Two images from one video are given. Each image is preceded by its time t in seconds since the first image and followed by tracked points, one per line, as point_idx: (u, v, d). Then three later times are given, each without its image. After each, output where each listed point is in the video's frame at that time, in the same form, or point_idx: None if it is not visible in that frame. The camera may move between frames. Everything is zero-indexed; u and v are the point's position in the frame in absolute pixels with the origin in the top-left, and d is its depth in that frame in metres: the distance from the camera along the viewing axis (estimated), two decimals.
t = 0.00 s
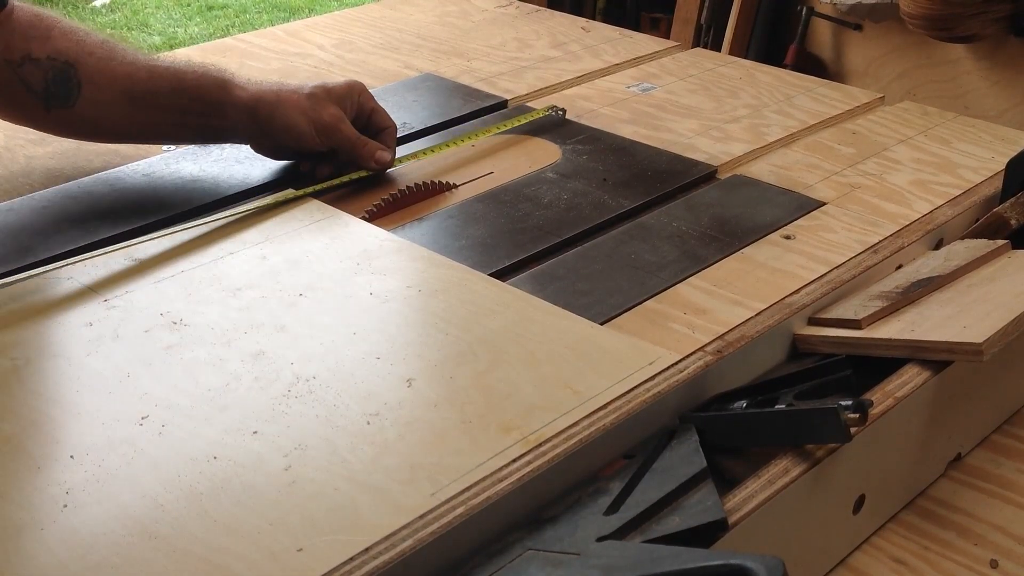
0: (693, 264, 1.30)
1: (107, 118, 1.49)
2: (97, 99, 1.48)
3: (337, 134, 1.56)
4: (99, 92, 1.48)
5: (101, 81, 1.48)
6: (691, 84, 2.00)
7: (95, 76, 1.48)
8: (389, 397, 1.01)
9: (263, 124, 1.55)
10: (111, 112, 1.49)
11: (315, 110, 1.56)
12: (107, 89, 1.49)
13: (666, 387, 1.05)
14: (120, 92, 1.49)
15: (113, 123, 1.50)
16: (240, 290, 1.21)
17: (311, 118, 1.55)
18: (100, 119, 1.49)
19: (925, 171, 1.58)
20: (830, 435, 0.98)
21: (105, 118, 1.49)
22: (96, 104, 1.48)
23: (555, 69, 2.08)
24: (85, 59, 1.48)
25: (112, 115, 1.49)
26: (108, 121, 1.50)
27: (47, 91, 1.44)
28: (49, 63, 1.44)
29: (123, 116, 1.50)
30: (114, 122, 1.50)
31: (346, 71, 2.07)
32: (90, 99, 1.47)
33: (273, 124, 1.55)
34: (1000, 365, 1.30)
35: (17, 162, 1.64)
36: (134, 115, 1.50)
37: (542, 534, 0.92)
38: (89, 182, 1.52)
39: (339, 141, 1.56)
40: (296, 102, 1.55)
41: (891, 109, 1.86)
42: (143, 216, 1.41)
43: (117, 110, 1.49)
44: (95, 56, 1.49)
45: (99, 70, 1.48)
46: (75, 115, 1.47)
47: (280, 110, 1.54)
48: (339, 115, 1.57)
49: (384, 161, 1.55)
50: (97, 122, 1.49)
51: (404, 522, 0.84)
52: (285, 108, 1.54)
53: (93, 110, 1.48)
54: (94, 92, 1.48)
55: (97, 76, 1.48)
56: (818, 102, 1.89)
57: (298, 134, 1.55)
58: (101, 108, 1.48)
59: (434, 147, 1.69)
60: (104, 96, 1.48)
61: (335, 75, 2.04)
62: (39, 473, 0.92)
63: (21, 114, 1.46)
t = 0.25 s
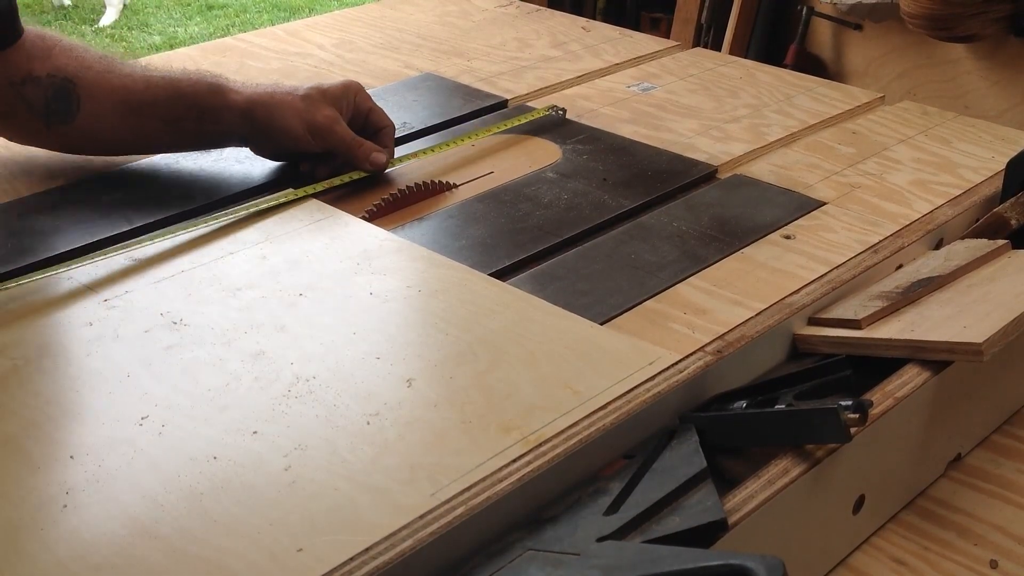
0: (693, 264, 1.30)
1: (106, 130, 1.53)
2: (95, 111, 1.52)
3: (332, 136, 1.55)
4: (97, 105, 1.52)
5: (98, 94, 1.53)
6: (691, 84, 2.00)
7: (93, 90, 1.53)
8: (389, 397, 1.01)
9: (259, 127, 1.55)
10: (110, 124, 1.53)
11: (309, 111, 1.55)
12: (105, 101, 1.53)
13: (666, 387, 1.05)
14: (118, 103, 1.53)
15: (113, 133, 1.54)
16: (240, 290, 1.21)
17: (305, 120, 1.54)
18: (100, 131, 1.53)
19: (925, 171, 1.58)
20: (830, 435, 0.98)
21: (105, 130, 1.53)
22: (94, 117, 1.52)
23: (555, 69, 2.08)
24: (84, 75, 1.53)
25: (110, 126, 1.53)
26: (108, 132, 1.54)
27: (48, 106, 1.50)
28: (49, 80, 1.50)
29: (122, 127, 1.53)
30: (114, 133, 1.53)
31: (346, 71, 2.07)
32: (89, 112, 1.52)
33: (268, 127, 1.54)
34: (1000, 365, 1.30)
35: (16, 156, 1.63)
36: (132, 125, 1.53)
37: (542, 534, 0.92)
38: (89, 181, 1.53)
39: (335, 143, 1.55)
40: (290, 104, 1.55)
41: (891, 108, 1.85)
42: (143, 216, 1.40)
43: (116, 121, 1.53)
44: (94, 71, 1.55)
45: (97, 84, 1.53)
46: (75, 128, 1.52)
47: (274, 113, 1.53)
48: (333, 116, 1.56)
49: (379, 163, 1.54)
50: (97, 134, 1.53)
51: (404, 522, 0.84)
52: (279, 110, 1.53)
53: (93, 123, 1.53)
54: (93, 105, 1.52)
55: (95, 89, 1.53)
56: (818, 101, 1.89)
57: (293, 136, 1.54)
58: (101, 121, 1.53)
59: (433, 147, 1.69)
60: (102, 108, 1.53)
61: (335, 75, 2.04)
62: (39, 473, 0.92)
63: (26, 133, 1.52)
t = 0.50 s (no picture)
0: (693, 264, 1.30)
1: (104, 138, 1.54)
2: (94, 118, 1.54)
3: (326, 135, 1.54)
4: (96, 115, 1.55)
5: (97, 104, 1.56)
6: (691, 84, 2.00)
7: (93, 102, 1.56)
8: (389, 397, 1.01)
9: (253, 130, 1.55)
10: (107, 131, 1.54)
11: (302, 112, 1.54)
12: (103, 109, 1.55)
13: (667, 387, 1.05)
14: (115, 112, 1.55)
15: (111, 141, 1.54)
16: (240, 290, 1.21)
17: (298, 120, 1.53)
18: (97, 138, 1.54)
19: (925, 171, 1.58)
20: (830, 435, 0.98)
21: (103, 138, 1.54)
22: (92, 124, 1.54)
23: (555, 69, 2.08)
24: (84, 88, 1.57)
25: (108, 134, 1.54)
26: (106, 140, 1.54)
27: (49, 116, 1.54)
28: (49, 92, 1.56)
29: (119, 134, 1.54)
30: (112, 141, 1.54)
31: (346, 71, 2.07)
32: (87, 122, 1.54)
33: (262, 129, 1.53)
34: (1000, 365, 1.30)
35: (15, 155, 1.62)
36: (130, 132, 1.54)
37: (542, 534, 0.92)
38: (89, 181, 1.53)
39: (329, 143, 1.54)
40: (283, 105, 1.53)
41: (891, 108, 1.85)
42: (144, 216, 1.40)
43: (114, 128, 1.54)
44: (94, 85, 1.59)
45: (96, 95, 1.56)
46: (73, 137, 1.53)
47: (267, 114, 1.52)
48: (327, 116, 1.55)
49: (373, 165, 1.54)
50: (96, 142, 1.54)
51: (404, 522, 0.84)
52: (272, 111, 1.52)
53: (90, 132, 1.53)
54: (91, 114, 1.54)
55: (94, 100, 1.56)
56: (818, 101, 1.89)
57: (287, 138, 1.53)
58: (98, 129, 1.53)
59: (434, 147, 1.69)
60: (100, 115, 1.54)
61: (335, 75, 2.04)
62: (39, 473, 0.92)
63: (27, 146, 1.55)
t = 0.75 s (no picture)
0: (693, 264, 1.30)
1: (105, 138, 1.54)
2: (94, 117, 1.54)
3: (325, 135, 1.53)
4: (96, 114, 1.55)
5: (99, 104, 1.56)
6: (691, 84, 2.00)
7: (95, 101, 1.56)
8: (389, 397, 1.01)
9: (253, 130, 1.54)
10: (107, 132, 1.54)
11: (301, 112, 1.53)
12: (105, 109, 1.55)
13: (667, 387, 1.05)
14: (117, 112, 1.55)
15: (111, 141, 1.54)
16: (240, 290, 1.21)
17: (297, 120, 1.52)
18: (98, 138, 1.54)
19: (925, 171, 1.58)
20: (830, 435, 0.98)
21: (104, 138, 1.54)
22: (93, 124, 1.54)
23: (555, 69, 2.08)
24: (87, 88, 1.58)
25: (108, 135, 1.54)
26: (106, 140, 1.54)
27: (50, 115, 1.54)
28: (50, 89, 1.56)
29: (120, 135, 1.54)
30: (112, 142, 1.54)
31: (345, 71, 2.07)
32: (88, 121, 1.54)
33: (261, 129, 1.53)
34: (1000, 365, 1.30)
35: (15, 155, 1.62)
36: (131, 133, 1.54)
37: (542, 534, 0.92)
38: (90, 181, 1.53)
39: (328, 143, 1.54)
40: (282, 105, 1.53)
41: (891, 109, 1.85)
42: (144, 216, 1.41)
43: (115, 129, 1.54)
44: (95, 84, 1.59)
45: (98, 95, 1.57)
46: (72, 135, 1.53)
47: (266, 115, 1.52)
48: (326, 116, 1.54)
49: (372, 166, 1.53)
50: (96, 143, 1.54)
51: (404, 522, 0.84)
52: (271, 112, 1.52)
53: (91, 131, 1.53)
54: (93, 114, 1.54)
55: (95, 100, 1.56)
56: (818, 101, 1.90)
57: (286, 138, 1.53)
58: (99, 130, 1.54)
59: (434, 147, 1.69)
60: (101, 115, 1.54)
61: (335, 75, 2.04)
62: (39, 473, 0.92)
63: (27, 145, 1.55)
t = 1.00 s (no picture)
0: (693, 264, 1.30)
1: (105, 138, 1.54)
2: (93, 117, 1.54)
3: (325, 136, 1.53)
4: (96, 114, 1.55)
5: (97, 104, 1.56)
6: (691, 84, 2.00)
7: (94, 101, 1.56)
8: (389, 396, 1.01)
9: (253, 131, 1.54)
10: (106, 132, 1.54)
11: (301, 112, 1.53)
12: (104, 108, 1.55)
13: (666, 387, 1.05)
14: (116, 112, 1.55)
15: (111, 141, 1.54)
16: (240, 290, 1.21)
17: (297, 121, 1.52)
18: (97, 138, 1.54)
19: (925, 171, 1.58)
20: (830, 435, 0.98)
21: (104, 139, 1.54)
22: (91, 124, 1.54)
23: (555, 69, 2.08)
24: (86, 88, 1.58)
25: (107, 135, 1.54)
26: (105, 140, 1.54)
27: (50, 114, 1.54)
28: (50, 89, 1.56)
29: (120, 134, 1.54)
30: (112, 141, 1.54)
31: (345, 71, 2.07)
32: (87, 120, 1.54)
33: (261, 130, 1.53)
34: (1000, 365, 1.30)
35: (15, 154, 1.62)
36: (131, 133, 1.54)
37: (542, 533, 0.92)
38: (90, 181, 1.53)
39: (328, 143, 1.54)
40: (282, 106, 1.53)
41: (891, 108, 1.85)
42: (144, 216, 1.41)
43: (113, 128, 1.54)
44: (95, 84, 1.59)
45: (97, 95, 1.57)
46: (72, 134, 1.53)
47: (266, 115, 1.52)
48: (326, 116, 1.54)
49: (371, 166, 1.53)
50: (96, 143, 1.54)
51: (404, 522, 0.84)
52: (271, 113, 1.52)
53: (90, 131, 1.53)
54: (92, 114, 1.54)
55: (94, 100, 1.56)
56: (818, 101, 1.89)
57: (286, 139, 1.53)
58: (98, 129, 1.54)
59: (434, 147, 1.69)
60: (99, 114, 1.54)
61: (335, 75, 2.04)
62: (39, 473, 0.92)
63: (26, 145, 1.55)
